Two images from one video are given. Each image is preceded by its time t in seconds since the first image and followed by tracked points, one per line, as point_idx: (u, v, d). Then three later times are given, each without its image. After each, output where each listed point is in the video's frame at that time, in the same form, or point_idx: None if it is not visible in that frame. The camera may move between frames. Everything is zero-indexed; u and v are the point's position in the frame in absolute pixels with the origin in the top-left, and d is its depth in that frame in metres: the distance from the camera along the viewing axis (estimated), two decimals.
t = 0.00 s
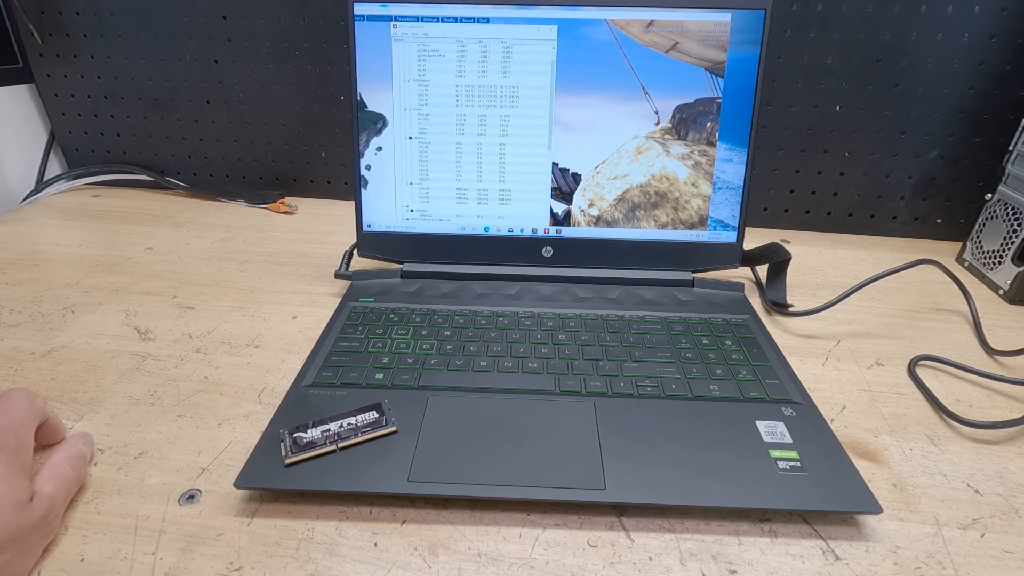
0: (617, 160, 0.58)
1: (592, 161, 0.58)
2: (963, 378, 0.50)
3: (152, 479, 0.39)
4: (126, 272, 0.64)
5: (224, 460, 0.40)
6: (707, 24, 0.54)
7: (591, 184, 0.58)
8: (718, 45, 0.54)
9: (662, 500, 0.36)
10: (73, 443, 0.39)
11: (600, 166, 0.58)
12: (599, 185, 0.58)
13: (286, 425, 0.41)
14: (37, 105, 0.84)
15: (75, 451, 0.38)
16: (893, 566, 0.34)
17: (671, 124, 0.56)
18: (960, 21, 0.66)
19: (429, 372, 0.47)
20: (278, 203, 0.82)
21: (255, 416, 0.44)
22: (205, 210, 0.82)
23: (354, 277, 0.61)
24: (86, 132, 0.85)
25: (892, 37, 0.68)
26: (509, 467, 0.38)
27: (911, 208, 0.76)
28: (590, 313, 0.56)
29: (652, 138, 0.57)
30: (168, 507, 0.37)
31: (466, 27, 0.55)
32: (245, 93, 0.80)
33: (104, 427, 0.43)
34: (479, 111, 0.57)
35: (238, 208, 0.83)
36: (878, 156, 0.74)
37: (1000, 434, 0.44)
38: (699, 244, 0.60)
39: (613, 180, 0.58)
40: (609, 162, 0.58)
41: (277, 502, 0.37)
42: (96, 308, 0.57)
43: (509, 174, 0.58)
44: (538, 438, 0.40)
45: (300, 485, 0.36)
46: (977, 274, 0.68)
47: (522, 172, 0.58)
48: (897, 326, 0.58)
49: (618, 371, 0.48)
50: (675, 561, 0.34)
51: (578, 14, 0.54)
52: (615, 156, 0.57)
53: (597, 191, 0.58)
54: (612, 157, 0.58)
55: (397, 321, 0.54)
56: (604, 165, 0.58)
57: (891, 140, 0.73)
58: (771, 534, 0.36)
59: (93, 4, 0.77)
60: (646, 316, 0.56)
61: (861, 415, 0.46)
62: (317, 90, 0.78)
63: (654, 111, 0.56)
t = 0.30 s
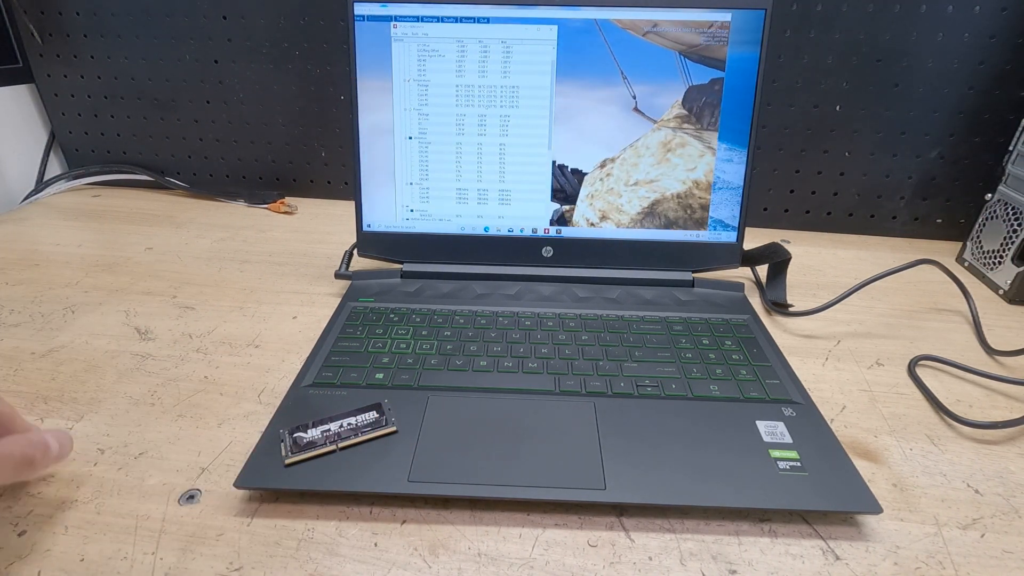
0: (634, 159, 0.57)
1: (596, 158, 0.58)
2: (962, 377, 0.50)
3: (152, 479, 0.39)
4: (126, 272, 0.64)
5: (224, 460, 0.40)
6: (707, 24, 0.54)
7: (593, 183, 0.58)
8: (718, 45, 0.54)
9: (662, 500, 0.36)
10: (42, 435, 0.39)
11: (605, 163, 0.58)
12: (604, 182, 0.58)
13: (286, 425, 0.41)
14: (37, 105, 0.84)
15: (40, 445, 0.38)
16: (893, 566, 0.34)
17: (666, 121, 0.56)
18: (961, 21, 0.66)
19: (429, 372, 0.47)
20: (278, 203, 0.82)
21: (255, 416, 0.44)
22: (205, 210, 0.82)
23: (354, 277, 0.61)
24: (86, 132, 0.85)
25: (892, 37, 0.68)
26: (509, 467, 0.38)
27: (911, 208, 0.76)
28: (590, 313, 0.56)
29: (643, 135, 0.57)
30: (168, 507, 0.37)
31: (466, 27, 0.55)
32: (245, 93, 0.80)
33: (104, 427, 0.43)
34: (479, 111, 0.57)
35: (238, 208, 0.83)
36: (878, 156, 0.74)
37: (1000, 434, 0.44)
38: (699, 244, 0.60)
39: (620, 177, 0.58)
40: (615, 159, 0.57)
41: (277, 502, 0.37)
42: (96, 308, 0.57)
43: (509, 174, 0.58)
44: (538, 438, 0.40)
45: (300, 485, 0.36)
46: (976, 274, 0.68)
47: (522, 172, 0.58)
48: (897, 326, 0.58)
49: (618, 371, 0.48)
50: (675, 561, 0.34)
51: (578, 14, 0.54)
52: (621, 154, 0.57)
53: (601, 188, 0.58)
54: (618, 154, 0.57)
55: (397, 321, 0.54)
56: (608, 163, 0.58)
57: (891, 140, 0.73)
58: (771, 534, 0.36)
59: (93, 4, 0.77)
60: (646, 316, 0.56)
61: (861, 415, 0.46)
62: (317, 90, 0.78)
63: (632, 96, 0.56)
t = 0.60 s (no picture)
0: (658, 159, 0.57)
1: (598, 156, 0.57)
2: (962, 378, 0.50)
3: (152, 479, 0.39)
4: (127, 272, 0.64)
5: (224, 460, 0.40)
6: (707, 24, 0.54)
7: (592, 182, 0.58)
8: (719, 46, 0.54)
9: (662, 499, 0.36)
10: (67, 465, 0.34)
11: (608, 161, 0.57)
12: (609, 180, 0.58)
13: (286, 426, 0.41)
14: (37, 105, 0.84)
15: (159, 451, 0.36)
16: (893, 566, 0.34)
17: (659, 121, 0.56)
18: (961, 21, 0.66)
19: (429, 372, 0.47)
20: (278, 203, 0.82)
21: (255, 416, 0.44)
22: (205, 210, 0.82)
23: (354, 277, 0.61)
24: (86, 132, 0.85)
25: (892, 37, 0.68)
26: (509, 467, 0.38)
27: (911, 208, 0.76)
28: (591, 313, 0.56)
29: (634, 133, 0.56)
30: (168, 507, 0.37)
31: (466, 27, 0.55)
32: (245, 93, 0.80)
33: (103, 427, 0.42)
34: (479, 111, 0.57)
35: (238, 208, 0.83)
36: (878, 156, 0.74)
37: (1000, 434, 0.44)
38: (699, 244, 0.60)
39: (655, 175, 0.57)
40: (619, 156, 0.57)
41: (278, 502, 0.37)
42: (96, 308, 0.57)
43: (509, 174, 0.58)
44: (538, 438, 0.40)
45: (300, 485, 0.36)
46: (976, 274, 0.68)
47: (522, 172, 0.58)
48: (897, 326, 0.58)
49: (618, 371, 0.48)
50: (675, 561, 0.34)
51: (578, 14, 0.54)
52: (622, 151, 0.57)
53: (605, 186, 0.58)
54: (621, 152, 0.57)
55: (397, 321, 0.54)
56: (609, 159, 0.57)
57: (891, 140, 0.73)
58: (771, 534, 0.36)
59: (93, 4, 0.77)
60: (647, 316, 0.56)
61: (861, 415, 0.46)
62: (317, 90, 0.78)
63: (602, 81, 0.56)
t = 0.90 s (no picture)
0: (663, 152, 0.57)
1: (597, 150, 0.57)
2: (963, 378, 0.50)
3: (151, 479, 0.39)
4: (127, 272, 0.64)
5: (224, 460, 0.40)
6: (706, 24, 0.54)
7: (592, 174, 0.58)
8: (719, 46, 0.54)
9: (662, 500, 0.36)
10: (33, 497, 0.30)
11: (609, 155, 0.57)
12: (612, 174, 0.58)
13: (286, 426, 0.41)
14: (37, 105, 0.84)
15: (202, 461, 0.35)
16: (893, 566, 0.34)
17: (656, 113, 0.56)
18: (961, 21, 0.66)
19: (429, 372, 0.47)
20: (278, 203, 0.82)
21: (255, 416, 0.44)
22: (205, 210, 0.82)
23: (354, 278, 0.61)
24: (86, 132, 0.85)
25: (892, 37, 0.68)
26: (509, 467, 0.38)
27: (911, 208, 0.76)
28: (591, 313, 0.56)
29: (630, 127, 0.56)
30: (168, 508, 0.37)
31: (466, 27, 0.55)
32: (245, 93, 0.80)
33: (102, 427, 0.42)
34: (479, 111, 0.57)
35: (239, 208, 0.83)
36: (878, 156, 0.74)
37: (1000, 434, 0.44)
38: (699, 244, 0.60)
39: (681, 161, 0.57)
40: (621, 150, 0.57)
41: (278, 502, 0.37)
42: (96, 308, 0.57)
43: (509, 174, 0.58)
44: (538, 438, 0.40)
45: (300, 485, 0.36)
46: (976, 274, 0.68)
47: (522, 172, 0.58)
48: (897, 326, 0.58)
49: (618, 371, 0.48)
50: (675, 561, 0.34)
51: (578, 14, 0.54)
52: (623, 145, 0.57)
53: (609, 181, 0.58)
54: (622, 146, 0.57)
55: (397, 321, 0.54)
56: (614, 154, 0.57)
57: (891, 140, 0.73)
58: (771, 534, 0.36)
59: (93, 4, 0.77)
60: (647, 316, 0.56)
61: (861, 415, 0.46)
62: (317, 90, 0.78)
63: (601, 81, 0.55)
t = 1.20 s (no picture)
0: (669, 135, 0.56)
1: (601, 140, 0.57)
2: (963, 378, 0.50)
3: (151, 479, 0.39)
4: (127, 272, 0.64)
5: (224, 460, 0.40)
6: (706, 24, 0.54)
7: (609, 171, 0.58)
8: (719, 46, 0.54)
9: (662, 499, 0.36)
10: None
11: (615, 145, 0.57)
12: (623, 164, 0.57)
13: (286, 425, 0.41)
14: (37, 105, 0.84)
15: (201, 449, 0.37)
16: (893, 566, 0.34)
17: (652, 94, 0.55)
18: (961, 21, 0.66)
19: (429, 372, 0.47)
20: (278, 203, 0.82)
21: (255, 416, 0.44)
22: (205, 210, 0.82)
23: (354, 278, 0.61)
24: (86, 132, 0.85)
25: (892, 37, 0.68)
26: (510, 467, 0.38)
27: (911, 208, 0.76)
28: (591, 313, 0.56)
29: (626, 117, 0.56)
30: (168, 508, 0.37)
31: (466, 27, 0.55)
32: (245, 92, 0.80)
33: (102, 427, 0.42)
34: (479, 111, 0.57)
35: (238, 208, 0.83)
36: (878, 156, 0.74)
37: (1000, 434, 0.44)
38: (699, 244, 0.60)
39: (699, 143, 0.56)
40: (627, 139, 0.57)
41: (278, 502, 0.37)
42: (96, 308, 0.57)
43: (509, 174, 0.58)
44: (539, 439, 0.40)
45: (300, 485, 0.36)
46: (976, 274, 0.68)
47: (522, 172, 0.58)
48: (897, 326, 0.58)
49: (618, 371, 0.48)
50: (675, 561, 0.34)
51: (578, 14, 0.54)
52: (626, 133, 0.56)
53: (620, 171, 0.57)
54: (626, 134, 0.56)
55: (397, 321, 0.54)
56: (628, 147, 0.57)
57: (891, 140, 0.73)
58: (771, 534, 0.36)
59: (93, 4, 0.77)
60: (647, 316, 0.56)
61: (861, 415, 0.46)
62: (317, 90, 0.78)
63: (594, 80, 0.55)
